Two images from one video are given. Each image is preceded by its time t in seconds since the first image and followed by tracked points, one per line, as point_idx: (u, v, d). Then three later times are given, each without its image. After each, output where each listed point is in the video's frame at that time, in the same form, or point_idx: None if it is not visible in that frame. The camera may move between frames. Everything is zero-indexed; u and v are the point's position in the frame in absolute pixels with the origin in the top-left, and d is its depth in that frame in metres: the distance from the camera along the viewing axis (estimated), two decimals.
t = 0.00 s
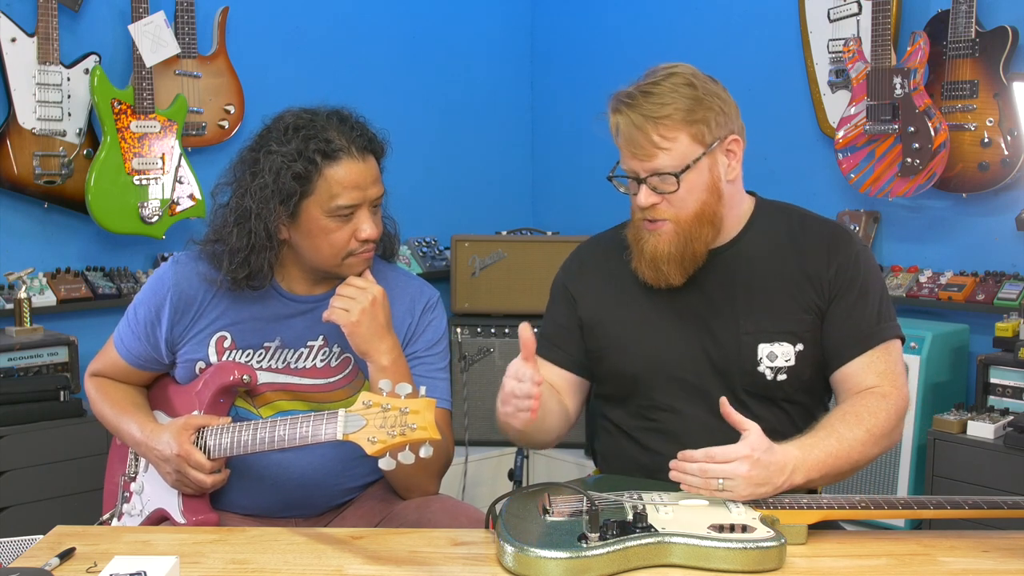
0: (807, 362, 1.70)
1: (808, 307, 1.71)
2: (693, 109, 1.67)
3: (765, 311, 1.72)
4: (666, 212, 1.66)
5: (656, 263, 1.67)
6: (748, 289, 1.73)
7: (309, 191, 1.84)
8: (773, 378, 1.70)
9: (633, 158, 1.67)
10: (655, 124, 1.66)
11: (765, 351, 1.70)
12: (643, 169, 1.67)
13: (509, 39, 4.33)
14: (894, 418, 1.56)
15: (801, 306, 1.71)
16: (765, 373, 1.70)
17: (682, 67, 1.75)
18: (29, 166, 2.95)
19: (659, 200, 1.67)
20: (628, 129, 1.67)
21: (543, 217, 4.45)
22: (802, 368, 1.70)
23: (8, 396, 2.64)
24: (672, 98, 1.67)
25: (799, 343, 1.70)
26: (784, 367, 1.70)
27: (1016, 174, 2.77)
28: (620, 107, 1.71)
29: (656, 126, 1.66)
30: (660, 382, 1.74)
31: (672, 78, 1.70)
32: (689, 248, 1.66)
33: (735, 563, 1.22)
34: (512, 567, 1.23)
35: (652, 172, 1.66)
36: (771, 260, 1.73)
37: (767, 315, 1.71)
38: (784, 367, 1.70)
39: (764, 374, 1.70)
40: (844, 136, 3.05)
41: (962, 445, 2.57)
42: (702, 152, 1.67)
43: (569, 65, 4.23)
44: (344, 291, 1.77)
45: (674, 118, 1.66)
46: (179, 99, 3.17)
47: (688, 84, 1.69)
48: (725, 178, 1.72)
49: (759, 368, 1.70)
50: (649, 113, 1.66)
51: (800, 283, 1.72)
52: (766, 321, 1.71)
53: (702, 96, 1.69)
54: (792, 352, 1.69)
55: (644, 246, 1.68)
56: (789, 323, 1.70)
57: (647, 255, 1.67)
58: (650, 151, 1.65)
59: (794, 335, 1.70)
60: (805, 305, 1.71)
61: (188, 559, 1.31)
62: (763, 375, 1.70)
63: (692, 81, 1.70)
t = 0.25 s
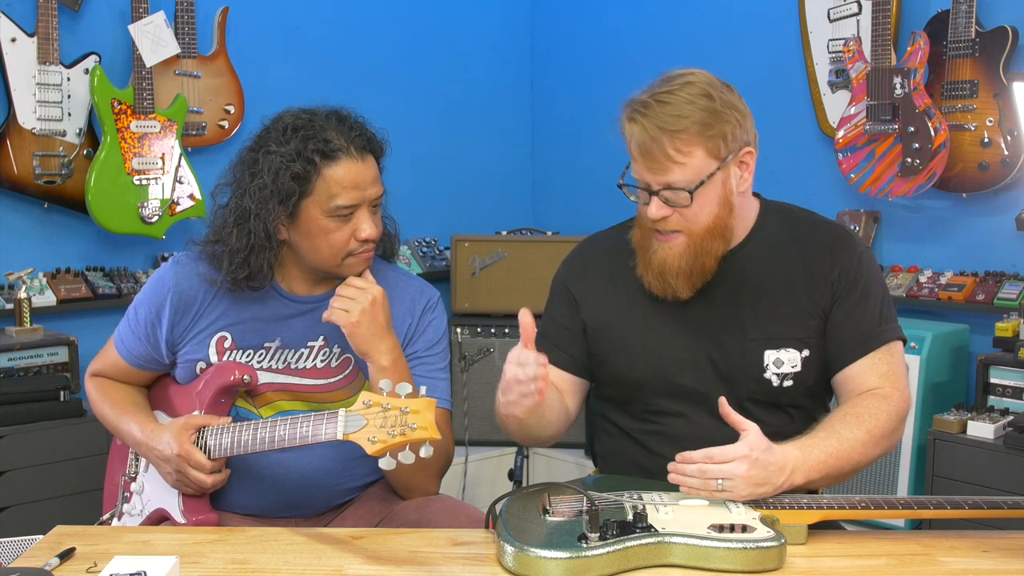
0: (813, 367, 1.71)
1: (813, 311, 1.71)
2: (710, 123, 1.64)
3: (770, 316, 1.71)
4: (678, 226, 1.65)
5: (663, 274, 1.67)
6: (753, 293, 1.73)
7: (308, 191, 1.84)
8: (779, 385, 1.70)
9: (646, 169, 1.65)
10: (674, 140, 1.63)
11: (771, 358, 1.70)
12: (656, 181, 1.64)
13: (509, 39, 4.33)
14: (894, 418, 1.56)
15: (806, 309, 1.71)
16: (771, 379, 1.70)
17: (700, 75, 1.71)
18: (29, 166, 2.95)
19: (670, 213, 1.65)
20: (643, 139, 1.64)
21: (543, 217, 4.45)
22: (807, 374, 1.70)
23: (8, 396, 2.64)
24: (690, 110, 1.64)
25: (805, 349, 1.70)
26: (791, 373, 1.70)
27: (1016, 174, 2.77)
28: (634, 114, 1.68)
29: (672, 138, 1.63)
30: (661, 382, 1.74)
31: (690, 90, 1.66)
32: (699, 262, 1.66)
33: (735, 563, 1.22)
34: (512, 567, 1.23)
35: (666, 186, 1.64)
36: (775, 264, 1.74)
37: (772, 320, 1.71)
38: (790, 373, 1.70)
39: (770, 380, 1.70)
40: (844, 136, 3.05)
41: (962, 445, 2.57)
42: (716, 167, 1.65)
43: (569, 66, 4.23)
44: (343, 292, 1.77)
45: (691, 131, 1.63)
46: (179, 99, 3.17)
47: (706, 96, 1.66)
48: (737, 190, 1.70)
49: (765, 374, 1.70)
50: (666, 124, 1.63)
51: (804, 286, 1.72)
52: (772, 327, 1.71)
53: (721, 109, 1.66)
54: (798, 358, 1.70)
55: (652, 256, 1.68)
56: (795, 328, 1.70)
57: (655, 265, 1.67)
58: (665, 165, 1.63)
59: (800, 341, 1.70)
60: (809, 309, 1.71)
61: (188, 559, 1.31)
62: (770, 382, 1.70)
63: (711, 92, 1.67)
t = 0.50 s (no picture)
0: (814, 372, 1.71)
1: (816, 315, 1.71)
2: (724, 128, 1.64)
3: (773, 320, 1.71)
4: (689, 231, 1.65)
5: (672, 277, 1.67)
6: (755, 296, 1.73)
7: (307, 191, 1.84)
8: (781, 389, 1.70)
9: (660, 173, 1.64)
10: (690, 145, 1.62)
11: (773, 362, 1.70)
12: (669, 185, 1.64)
13: (509, 39, 4.33)
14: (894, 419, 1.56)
15: (808, 313, 1.71)
16: (773, 383, 1.70)
17: (715, 78, 1.70)
18: (29, 166, 2.95)
19: (682, 217, 1.65)
20: (658, 143, 1.64)
21: (542, 217, 4.45)
22: (808, 377, 1.70)
23: (8, 396, 2.64)
24: (706, 115, 1.63)
25: (808, 353, 1.70)
26: (793, 377, 1.70)
27: (1016, 174, 2.77)
28: (649, 117, 1.67)
29: (687, 143, 1.63)
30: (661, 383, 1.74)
31: (705, 95, 1.66)
32: (708, 266, 1.66)
33: (735, 563, 1.22)
34: (512, 567, 1.23)
35: (679, 191, 1.64)
36: (778, 267, 1.73)
37: (775, 324, 1.71)
38: (793, 377, 1.70)
39: (772, 385, 1.70)
40: (844, 136, 3.05)
41: (962, 445, 2.57)
42: (729, 173, 1.66)
43: (569, 66, 4.23)
44: (343, 292, 1.77)
45: (707, 136, 1.63)
46: (179, 99, 3.17)
47: (721, 101, 1.66)
48: (747, 196, 1.71)
49: (767, 378, 1.70)
50: (682, 129, 1.62)
51: (807, 290, 1.72)
52: (774, 330, 1.71)
53: (735, 115, 1.66)
54: (801, 362, 1.70)
55: (660, 259, 1.68)
56: (797, 332, 1.70)
57: (663, 268, 1.67)
58: (679, 169, 1.63)
59: (802, 345, 1.70)
60: (812, 313, 1.71)
61: (188, 559, 1.31)
62: (772, 386, 1.70)
63: (725, 98, 1.66)
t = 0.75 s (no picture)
0: (815, 369, 1.70)
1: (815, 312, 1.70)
2: (712, 123, 1.64)
3: (773, 318, 1.71)
4: (686, 228, 1.65)
5: (673, 276, 1.66)
6: (754, 295, 1.73)
7: (307, 191, 1.84)
8: (781, 387, 1.70)
9: (653, 173, 1.64)
10: (680, 142, 1.62)
11: (773, 360, 1.70)
12: (663, 185, 1.64)
13: (509, 39, 4.33)
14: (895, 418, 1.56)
15: (808, 311, 1.71)
16: (773, 381, 1.70)
17: (696, 76, 1.71)
18: (29, 166, 2.95)
19: (678, 216, 1.65)
20: (649, 144, 1.64)
21: (543, 217, 4.45)
22: (810, 375, 1.70)
23: (8, 396, 2.64)
24: (693, 112, 1.64)
25: (808, 351, 1.70)
26: (793, 376, 1.70)
27: (1016, 174, 2.77)
28: (636, 119, 1.67)
29: (678, 141, 1.63)
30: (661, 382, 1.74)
31: (689, 92, 1.66)
32: (708, 263, 1.66)
33: (735, 563, 1.22)
34: (512, 567, 1.23)
35: (674, 189, 1.64)
36: (777, 266, 1.73)
37: (774, 323, 1.71)
38: (793, 375, 1.70)
39: (772, 383, 1.70)
40: (844, 136, 3.05)
41: (962, 445, 2.57)
42: (721, 166, 1.65)
43: (569, 66, 4.23)
44: (343, 292, 1.77)
45: (696, 132, 1.63)
46: (179, 99, 3.17)
47: (705, 96, 1.66)
48: (741, 189, 1.71)
49: (767, 376, 1.70)
50: (670, 127, 1.63)
51: (806, 288, 1.71)
52: (774, 329, 1.71)
53: (721, 109, 1.66)
54: (801, 360, 1.70)
55: (660, 259, 1.67)
56: (797, 330, 1.70)
57: (664, 268, 1.67)
58: (671, 168, 1.63)
59: (802, 343, 1.70)
60: (811, 310, 1.70)
61: (188, 559, 1.31)
62: (772, 384, 1.70)
63: (709, 93, 1.67)
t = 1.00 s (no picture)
0: (813, 368, 1.70)
1: (813, 311, 1.70)
2: (697, 114, 1.65)
3: (770, 317, 1.71)
4: (677, 219, 1.65)
5: (669, 269, 1.66)
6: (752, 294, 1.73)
7: (307, 191, 1.84)
8: (778, 384, 1.70)
9: (640, 166, 1.65)
10: (664, 133, 1.63)
11: (770, 357, 1.70)
12: (651, 177, 1.65)
13: (509, 39, 4.33)
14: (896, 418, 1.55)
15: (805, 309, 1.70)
16: (770, 379, 1.70)
17: (681, 70, 1.72)
18: (29, 166, 2.95)
19: (668, 207, 1.65)
20: (634, 138, 1.65)
21: (542, 217, 4.45)
22: (809, 376, 1.70)
23: (8, 396, 2.64)
24: (677, 104, 1.64)
25: (805, 349, 1.69)
26: (790, 373, 1.70)
27: (1016, 174, 2.77)
28: (621, 115, 1.69)
29: (662, 133, 1.63)
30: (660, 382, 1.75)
31: (672, 85, 1.67)
32: (702, 254, 1.66)
33: (735, 563, 1.22)
34: (512, 567, 1.23)
35: (661, 181, 1.64)
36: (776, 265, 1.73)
37: (772, 321, 1.71)
38: (789, 373, 1.70)
39: (769, 380, 1.70)
40: (844, 136, 3.05)
41: (962, 445, 2.57)
42: (709, 156, 1.65)
43: (569, 66, 4.23)
44: (343, 292, 1.77)
45: (681, 123, 1.64)
46: (179, 99, 3.17)
47: (689, 88, 1.67)
48: (731, 181, 1.71)
49: (764, 374, 1.70)
50: (655, 120, 1.64)
51: (804, 287, 1.71)
52: (771, 327, 1.71)
53: (706, 100, 1.66)
54: (797, 357, 1.70)
55: (655, 253, 1.67)
56: (795, 329, 1.70)
57: (659, 261, 1.67)
58: (658, 159, 1.64)
59: (799, 340, 1.70)
60: (809, 309, 1.70)
61: (188, 559, 1.31)
62: (768, 381, 1.70)
63: (693, 85, 1.67)
